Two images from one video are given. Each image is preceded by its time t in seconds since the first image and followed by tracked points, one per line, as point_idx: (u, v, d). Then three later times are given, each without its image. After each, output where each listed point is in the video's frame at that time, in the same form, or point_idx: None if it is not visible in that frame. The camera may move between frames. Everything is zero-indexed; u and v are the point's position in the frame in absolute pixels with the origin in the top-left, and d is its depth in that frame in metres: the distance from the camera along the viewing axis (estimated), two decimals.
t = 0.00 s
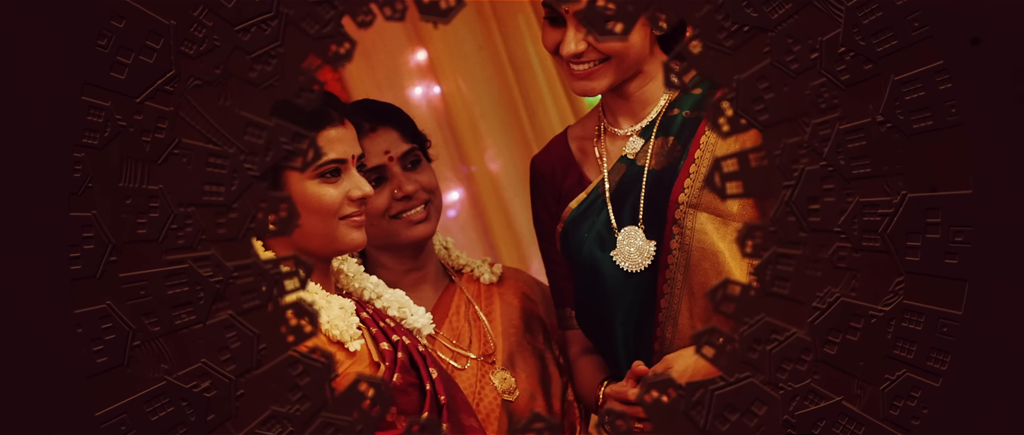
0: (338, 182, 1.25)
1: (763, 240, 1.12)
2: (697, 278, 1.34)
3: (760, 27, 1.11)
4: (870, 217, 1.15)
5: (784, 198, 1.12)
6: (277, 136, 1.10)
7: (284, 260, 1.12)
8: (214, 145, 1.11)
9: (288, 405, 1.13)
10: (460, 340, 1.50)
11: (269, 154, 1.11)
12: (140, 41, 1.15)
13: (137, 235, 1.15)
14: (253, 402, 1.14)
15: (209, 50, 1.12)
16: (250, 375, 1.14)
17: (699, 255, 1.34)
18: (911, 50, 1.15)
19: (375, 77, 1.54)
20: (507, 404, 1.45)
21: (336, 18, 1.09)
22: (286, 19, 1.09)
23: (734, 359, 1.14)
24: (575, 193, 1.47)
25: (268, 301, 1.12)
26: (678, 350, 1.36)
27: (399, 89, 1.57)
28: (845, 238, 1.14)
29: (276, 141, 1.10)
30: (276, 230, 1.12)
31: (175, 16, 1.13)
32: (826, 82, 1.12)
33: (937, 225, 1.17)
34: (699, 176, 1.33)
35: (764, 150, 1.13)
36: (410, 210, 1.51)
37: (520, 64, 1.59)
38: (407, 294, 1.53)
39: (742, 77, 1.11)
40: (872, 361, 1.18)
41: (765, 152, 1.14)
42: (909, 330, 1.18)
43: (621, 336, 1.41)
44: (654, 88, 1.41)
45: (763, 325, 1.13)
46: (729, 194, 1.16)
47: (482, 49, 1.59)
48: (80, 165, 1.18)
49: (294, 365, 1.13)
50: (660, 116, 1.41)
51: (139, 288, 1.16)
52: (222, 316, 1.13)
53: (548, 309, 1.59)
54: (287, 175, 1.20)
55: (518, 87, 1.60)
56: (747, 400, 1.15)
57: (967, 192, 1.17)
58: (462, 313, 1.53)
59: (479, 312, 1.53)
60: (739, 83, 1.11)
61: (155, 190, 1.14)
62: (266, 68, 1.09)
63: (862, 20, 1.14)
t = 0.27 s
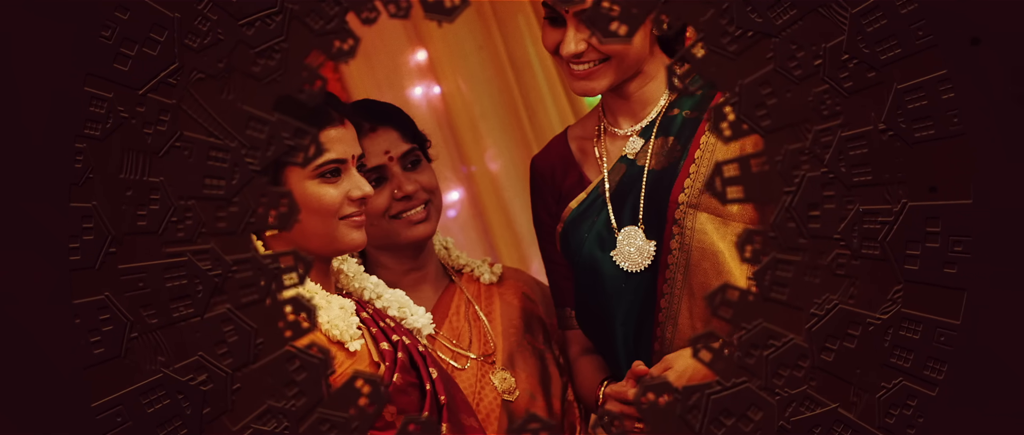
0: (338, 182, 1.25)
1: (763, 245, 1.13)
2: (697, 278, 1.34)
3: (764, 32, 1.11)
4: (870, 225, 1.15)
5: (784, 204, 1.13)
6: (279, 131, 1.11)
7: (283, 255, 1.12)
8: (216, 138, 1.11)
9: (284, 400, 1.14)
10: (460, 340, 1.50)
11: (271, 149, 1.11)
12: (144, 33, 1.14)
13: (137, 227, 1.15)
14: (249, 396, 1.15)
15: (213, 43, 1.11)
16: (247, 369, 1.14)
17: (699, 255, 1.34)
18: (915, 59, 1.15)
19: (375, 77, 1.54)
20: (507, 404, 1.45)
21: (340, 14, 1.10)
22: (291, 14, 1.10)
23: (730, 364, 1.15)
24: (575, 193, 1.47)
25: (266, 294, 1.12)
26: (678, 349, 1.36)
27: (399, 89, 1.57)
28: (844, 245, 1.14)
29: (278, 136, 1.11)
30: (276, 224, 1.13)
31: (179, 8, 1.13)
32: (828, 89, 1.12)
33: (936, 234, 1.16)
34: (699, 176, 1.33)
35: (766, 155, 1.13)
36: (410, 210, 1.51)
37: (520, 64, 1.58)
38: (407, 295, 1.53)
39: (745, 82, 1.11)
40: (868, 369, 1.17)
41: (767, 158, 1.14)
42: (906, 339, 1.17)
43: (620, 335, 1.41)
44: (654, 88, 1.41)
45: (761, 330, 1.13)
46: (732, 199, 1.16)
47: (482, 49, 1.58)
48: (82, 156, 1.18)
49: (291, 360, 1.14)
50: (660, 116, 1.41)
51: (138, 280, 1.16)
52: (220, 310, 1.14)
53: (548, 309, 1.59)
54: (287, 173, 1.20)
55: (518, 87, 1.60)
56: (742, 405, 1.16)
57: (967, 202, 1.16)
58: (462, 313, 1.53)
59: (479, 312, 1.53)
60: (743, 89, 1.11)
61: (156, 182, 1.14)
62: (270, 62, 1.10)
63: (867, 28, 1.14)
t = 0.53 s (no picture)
0: (338, 182, 1.25)
1: (763, 251, 1.14)
2: (697, 278, 1.34)
3: (768, 39, 1.13)
4: (869, 234, 1.15)
5: (784, 210, 1.13)
6: (281, 125, 1.12)
7: (281, 249, 1.12)
8: (218, 130, 1.12)
9: (280, 394, 1.15)
10: (460, 340, 1.50)
11: (273, 142, 1.12)
12: (149, 24, 1.15)
13: (136, 218, 1.15)
14: (244, 389, 1.15)
15: (218, 36, 1.13)
16: (243, 362, 1.15)
17: (699, 255, 1.34)
18: (919, 69, 1.16)
19: (375, 77, 1.54)
20: (507, 404, 1.45)
21: (345, 9, 1.11)
22: (296, 9, 1.11)
23: (727, 369, 1.16)
24: (575, 193, 1.47)
25: (264, 288, 1.13)
26: (678, 349, 1.36)
27: (399, 89, 1.57)
28: (844, 253, 1.15)
29: (280, 130, 1.12)
30: (276, 219, 1.13)
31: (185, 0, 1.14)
32: (832, 97, 1.14)
33: (935, 244, 1.17)
34: (699, 176, 1.33)
35: (767, 161, 1.13)
36: (410, 210, 1.51)
37: (520, 64, 1.58)
38: (407, 294, 1.53)
39: (748, 88, 1.12)
40: (865, 377, 1.18)
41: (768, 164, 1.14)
42: (902, 349, 1.18)
43: (620, 335, 1.41)
44: (654, 88, 1.41)
45: (758, 336, 1.14)
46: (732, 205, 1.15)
47: (482, 49, 1.58)
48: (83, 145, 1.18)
49: (288, 355, 1.14)
50: (660, 116, 1.41)
51: (136, 270, 1.16)
52: (218, 303, 1.14)
53: (548, 309, 1.59)
54: (288, 173, 1.20)
55: (518, 87, 1.60)
56: (738, 410, 1.16)
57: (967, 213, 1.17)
58: (462, 313, 1.53)
59: (479, 312, 1.53)
60: (745, 94, 1.12)
61: (157, 173, 1.14)
62: (274, 56, 1.11)
63: (872, 36, 1.15)
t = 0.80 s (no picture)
0: (338, 182, 1.25)
1: (762, 258, 1.12)
2: (697, 277, 1.35)
3: (772, 45, 1.11)
4: (869, 243, 1.15)
5: (784, 218, 1.12)
6: (284, 120, 1.11)
7: (281, 244, 1.11)
8: (220, 123, 1.11)
9: (275, 388, 1.13)
10: (460, 340, 1.50)
11: (275, 136, 1.11)
12: (154, 15, 1.14)
13: (137, 208, 1.14)
14: (240, 383, 1.14)
15: (223, 29, 1.11)
16: (240, 355, 1.13)
17: (699, 255, 1.34)
18: (923, 79, 1.15)
19: (375, 77, 1.54)
20: (507, 404, 1.45)
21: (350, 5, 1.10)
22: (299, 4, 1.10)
23: (723, 375, 1.14)
24: (575, 193, 1.47)
25: (262, 281, 1.12)
26: (678, 349, 1.36)
27: (399, 89, 1.57)
28: (842, 262, 1.14)
29: (282, 125, 1.11)
30: (277, 213, 1.12)
31: None
32: (834, 105, 1.13)
33: (933, 255, 1.17)
34: (698, 176, 1.33)
35: (768, 167, 1.12)
36: (410, 210, 1.51)
37: (520, 65, 1.58)
38: (407, 294, 1.53)
39: (752, 94, 1.11)
40: (861, 386, 1.17)
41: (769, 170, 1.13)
42: (899, 360, 1.17)
43: (620, 335, 1.42)
44: (654, 88, 1.41)
45: (754, 343, 1.13)
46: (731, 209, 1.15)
47: (482, 49, 1.58)
48: (84, 134, 1.17)
49: (285, 349, 1.13)
50: (660, 116, 1.41)
51: (136, 261, 1.15)
52: (216, 295, 1.13)
53: (548, 309, 1.59)
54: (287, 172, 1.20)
55: (518, 87, 1.60)
56: (733, 416, 1.15)
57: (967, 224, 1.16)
58: (462, 313, 1.54)
59: (479, 312, 1.54)
60: (748, 100, 1.11)
61: (159, 165, 1.14)
62: (278, 50, 1.10)
63: (875, 45, 1.14)
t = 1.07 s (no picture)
0: (339, 182, 1.25)
1: (760, 263, 1.13)
2: (697, 277, 1.34)
3: (776, 50, 1.13)
4: (868, 250, 1.17)
5: (784, 223, 1.14)
6: (287, 115, 1.12)
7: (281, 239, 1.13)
8: (221, 116, 1.13)
9: (272, 383, 1.14)
10: (460, 340, 1.50)
11: (278, 130, 1.12)
12: (159, 6, 1.16)
13: (137, 200, 1.16)
14: (237, 376, 1.15)
15: (227, 22, 1.13)
16: (236, 349, 1.15)
17: (699, 255, 1.34)
18: (925, 88, 1.16)
19: (375, 77, 1.54)
20: (507, 404, 1.45)
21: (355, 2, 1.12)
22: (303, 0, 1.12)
23: (718, 379, 1.16)
24: (575, 193, 1.47)
25: (260, 276, 1.13)
26: (678, 349, 1.36)
27: (399, 89, 1.57)
28: (841, 269, 1.16)
29: (285, 119, 1.12)
30: (277, 208, 1.13)
31: None
32: (837, 111, 1.15)
33: (933, 264, 1.18)
34: (698, 176, 1.34)
35: (770, 174, 1.13)
36: (410, 210, 1.51)
37: (520, 65, 1.59)
38: (407, 294, 1.53)
39: (754, 99, 1.12)
40: (857, 393, 1.18)
41: (770, 175, 1.14)
42: (895, 368, 1.18)
43: (621, 335, 1.41)
44: (654, 88, 1.41)
45: (751, 348, 1.15)
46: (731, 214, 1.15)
47: (482, 49, 1.59)
48: (86, 124, 1.19)
49: (281, 345, 1.14)
50: (660, 116, 1.41)
51: (135, 253, 1.17)
52: (215, 288, 1.15)
53: (548, 310, 1.59)
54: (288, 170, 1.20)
55: (518, 88, 1.60)
56: (728, 421, 1.16)
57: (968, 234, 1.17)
58: (462, 313, 1.54)
59: (479, 312, 1.54)
60: (750, 105, 1.12)
61: (160, 157, 1.15)
62: (282, 45, 1.12)
63: (878, 54, 1.15)
